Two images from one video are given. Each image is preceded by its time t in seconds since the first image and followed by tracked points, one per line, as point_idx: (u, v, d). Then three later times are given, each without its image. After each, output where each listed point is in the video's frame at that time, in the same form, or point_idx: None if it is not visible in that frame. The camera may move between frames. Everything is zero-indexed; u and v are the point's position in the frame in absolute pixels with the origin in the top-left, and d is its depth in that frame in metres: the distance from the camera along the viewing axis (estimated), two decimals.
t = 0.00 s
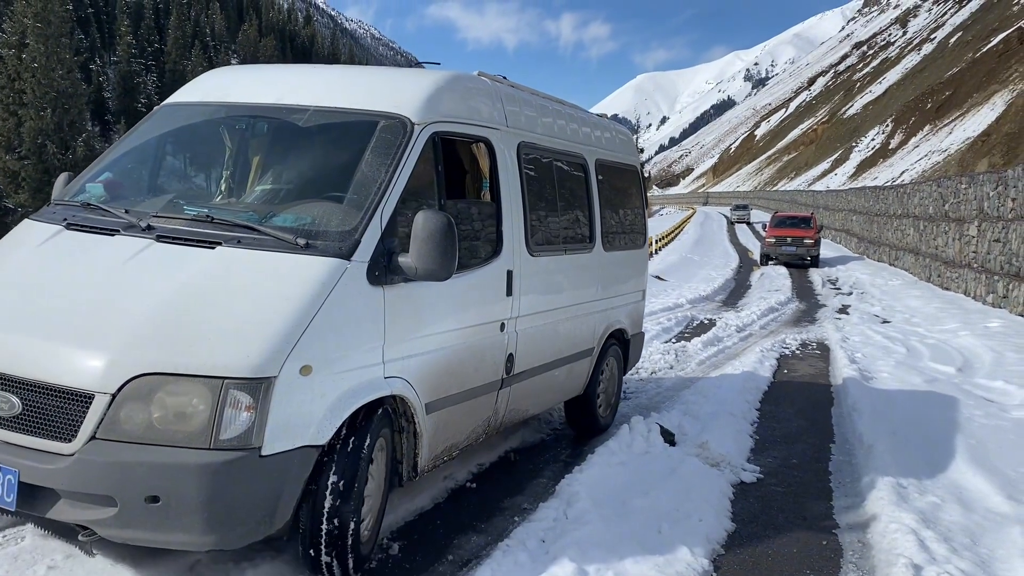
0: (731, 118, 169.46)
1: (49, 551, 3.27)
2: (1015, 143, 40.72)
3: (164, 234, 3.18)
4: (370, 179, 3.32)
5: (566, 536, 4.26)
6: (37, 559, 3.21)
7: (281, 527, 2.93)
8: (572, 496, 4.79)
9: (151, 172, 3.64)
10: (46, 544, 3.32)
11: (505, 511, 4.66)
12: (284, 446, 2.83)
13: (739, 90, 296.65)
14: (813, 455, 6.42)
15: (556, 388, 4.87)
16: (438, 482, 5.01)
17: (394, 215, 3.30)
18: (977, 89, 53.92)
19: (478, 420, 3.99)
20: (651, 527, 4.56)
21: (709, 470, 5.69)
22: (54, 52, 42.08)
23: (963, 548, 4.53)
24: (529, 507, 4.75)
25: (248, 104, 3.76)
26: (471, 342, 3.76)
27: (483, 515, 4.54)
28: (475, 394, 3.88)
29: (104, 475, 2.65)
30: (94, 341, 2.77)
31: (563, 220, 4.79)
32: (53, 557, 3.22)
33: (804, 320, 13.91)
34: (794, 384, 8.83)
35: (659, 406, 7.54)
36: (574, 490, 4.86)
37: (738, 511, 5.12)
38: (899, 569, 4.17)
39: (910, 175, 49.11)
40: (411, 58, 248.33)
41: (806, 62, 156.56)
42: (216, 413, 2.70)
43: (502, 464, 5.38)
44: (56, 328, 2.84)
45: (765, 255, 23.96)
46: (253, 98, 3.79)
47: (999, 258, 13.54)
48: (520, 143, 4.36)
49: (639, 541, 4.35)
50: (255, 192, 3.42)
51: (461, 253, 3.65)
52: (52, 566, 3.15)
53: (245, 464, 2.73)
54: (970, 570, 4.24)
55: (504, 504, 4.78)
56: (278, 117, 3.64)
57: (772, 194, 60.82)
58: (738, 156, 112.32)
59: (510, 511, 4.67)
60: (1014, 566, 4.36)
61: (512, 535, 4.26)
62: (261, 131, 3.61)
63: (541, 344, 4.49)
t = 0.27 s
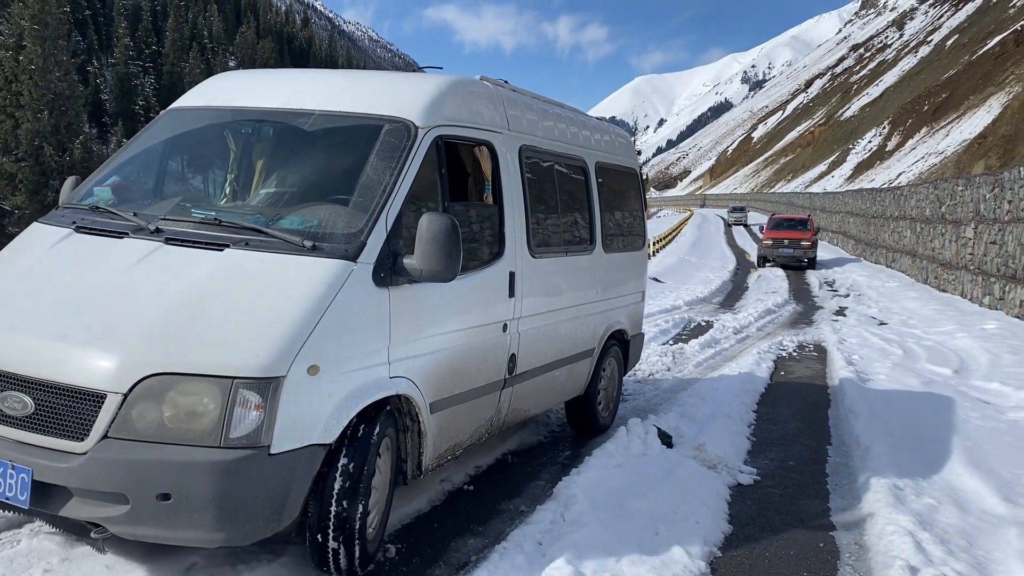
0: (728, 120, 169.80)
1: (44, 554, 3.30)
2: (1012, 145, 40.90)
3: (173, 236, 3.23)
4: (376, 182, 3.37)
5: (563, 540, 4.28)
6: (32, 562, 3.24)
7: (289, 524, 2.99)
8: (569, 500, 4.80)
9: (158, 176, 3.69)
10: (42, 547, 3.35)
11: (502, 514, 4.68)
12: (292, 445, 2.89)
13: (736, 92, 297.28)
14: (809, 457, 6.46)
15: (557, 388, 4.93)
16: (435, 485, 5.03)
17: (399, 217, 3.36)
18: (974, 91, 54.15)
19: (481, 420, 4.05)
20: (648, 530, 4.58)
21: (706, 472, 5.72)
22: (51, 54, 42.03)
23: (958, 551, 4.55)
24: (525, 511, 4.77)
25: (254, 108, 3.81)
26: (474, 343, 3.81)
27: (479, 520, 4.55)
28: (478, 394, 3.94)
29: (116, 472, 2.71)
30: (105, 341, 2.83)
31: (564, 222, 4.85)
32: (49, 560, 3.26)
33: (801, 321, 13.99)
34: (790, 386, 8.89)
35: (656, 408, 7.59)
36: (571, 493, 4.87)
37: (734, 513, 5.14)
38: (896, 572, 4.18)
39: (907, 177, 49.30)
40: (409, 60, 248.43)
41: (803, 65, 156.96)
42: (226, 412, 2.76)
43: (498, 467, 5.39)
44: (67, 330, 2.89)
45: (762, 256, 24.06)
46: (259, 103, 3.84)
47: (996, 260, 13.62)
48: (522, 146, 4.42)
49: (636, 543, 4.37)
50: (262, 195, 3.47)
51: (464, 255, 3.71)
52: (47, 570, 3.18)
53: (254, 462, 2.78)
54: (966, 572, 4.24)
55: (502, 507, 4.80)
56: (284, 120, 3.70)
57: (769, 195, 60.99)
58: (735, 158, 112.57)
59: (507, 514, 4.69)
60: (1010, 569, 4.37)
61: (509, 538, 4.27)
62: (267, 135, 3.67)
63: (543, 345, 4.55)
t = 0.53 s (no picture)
0: (725, 123, 170.18)
1: (41, 556, 3.29)
2: (1007, 148, 41.10)
3: (180, 239, 3.27)
4: (380, 186, 3.42)
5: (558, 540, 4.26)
6: (29, 565, 3.23)
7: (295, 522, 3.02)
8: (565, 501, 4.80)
9: (164, 179, 3.73)
10: (39, 549, 3.35)
11: (501, 513, 4.71)
12: (298, 446, 2.93)
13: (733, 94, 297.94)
14: (806, 458, 6.48)
15: (558, 389, 4.98)
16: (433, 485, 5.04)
17: (402, 221, 3.41)
18: (969, 94, 54.41)
19: (483, 420, 4.10)
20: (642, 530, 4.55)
21: (703, 473, 5.72)
22: (47, 56, 41.90)
23: (954, 552, 4.57)
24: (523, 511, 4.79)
25: (260, 112, 3.86)
26: (476, 344, 3.86)
27: (476, 522, 4.54)
28: (481, 394, 3.99)
29: (126, 471, 2.75)
30: (115, 343, 2.87)
31: (564, 225, 4.90)
32: (46, 562, 3.26)
33: (797, 323, 14.06)
34: (787, 388, 8.95)
35: (653, 410, 7.62)
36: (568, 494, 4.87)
37: (731, 514, 5.14)
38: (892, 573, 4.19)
39: (903, 179, 49.48)
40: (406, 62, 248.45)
41: (799, 67, 157.47)
42: (234, 412, 2.80)
43: (496, 466, 5.35)
44: (76, 331, 2.93)
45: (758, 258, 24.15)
46: (264, 106, 3.88)
47: (991, 262, 13.71)
48: (523, 150, 4.48)
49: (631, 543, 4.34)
50: (266, 197, 3.51)
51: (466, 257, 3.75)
52: (44, 572, 3.18)
53: (261, 461, 2.82)
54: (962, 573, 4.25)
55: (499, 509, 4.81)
56: (289, 125, 3.74)
57: (766, 197, 61.16)
58: (732, 160, 112.83)
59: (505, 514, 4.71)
60: (1006, 570, 4.39)
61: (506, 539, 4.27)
62: (272, 138, 3.71)
63: (544, 346, 4.61)
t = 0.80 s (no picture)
0: (720, 125, 170.60)
1: (40, 559, 3.24)
2: (1001, 150, 41.33)
3: (188, 241, 3.32)
4: (386, 189, 3.47)
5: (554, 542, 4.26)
6: (27, 567, 3.18)
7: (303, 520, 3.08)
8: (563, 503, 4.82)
9: (170, 182, 3.78)
10: (37, 551, 3.30)
11: (501, 513, 4.77)
12: (306, 444, 2.98)
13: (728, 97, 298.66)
14: (804, 460, 6.51)
15: (558, 390, 5.03)
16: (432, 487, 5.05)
17: (407, 224, 3.46)
18: (964, 97, 54.69)
19: (485, 420, 4.15)
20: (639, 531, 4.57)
21: (701, 475, 5.74)
22: (44, 58, 41.76)
23: (952, 554, 4.59)
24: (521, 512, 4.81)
25: (266, 116, 3.91)
26: (479, 345, 3.92)
27: (474, 523, 4.55)
28: (483, 395, 4.04)
29: (137, 469, 2.80)
30: (126, 343, 2.92)
31: (565, 227, 4.96)
32: (45, 564, 3.21)
33: (793, 326, 14.14)
34: (784, 390, 9.01)
35: (651, 413, 7.65)
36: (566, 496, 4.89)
37: (729, 516, 5.15)
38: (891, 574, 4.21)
39: (898, 182, 49.69)
40: (402, 64, 248.53)
41: (795, 70, 157.99)
42: (243, 411, 2.85)
43: (496, 468, 5.38)
44: (86, 332, 2.98)
45: (754, 260, 24.26)
46: (270, 110, 3.94)
47: (987, 265, 13.80)
48: (525, 154, 4.54)
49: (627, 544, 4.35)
50: (272, 200, 3.56)
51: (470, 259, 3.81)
52: (44, 574, 3.14)
53: (270, 459, 2.87)
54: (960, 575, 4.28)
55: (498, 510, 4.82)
56: (295, 129, 3.79)
57: (762, 199, 61.36)
58: (728, 163, 113.10)
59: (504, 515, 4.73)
60: (1004, 571, 4.41)
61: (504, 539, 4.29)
62: (278, 142, 3.77)
63: (545, 347, 4.66)
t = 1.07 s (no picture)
0: (717, 127, 170.98)
1: (31, 562, 3.27)
2: (997, 153, 41.51)
3: (194, 243, 3.37)
4: (389, 192, 3.52)
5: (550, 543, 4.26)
6: (19, 570, 3.22)
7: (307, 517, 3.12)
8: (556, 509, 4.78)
9: (175, 184, 3.83)
10: (29, 554, 3.32)
11: (501, 513, 4.81)
12: (311, 443, 3.03)
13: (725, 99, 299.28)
14: (800, 462, 6.53)
15: (559, 390, 5.08)
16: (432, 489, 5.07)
17: (410, 225, 3.51)
18: (960, 100, 54.93)
19: (486, 420, 4.20)
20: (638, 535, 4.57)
21: (696, 478, 5.74)
22: (40, 59, 41.90)
23: (948, 556, 4.59)
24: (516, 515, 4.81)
25: (270, 119, 3.96)
26: (480, 345, 3.97)
27: (469, 525, 4.55)
28: (485, 395, 4.10)
29: (145, 467, 2.85)
30: (133, 344, 2.96)
31: (565, 229, 5.02)
32: (36, 568, 3.23)
33: (790, 328, 14.22)
34: (781, 392, 9.07)
35: (648, 415, 7.69)
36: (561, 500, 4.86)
37: (725, 518, 5.15)
38: None
39: (895, 184, 49.85)
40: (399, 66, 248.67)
41: (791, 73, 158.40)
42: (249, 411, 2.90)
43: (497, 469, 5.42)
44: (94, 332, 3.02)
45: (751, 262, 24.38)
46: (274, 113, 3.99)
47: (983, 267, 13.88)
48: (526, 156, 4.59)
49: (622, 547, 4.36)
50: (276, 202, 3.61)
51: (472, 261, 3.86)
52: None
53: (275, 458, 2.92)
54: None
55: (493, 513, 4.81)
56: (298, 132, 3.84)
57: (758, 202, 61.55)
58: (724, 165, 113.37)
59: (499, 519, 4.71)
60: (1000, 574, 4.41)
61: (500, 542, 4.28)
62: (281, 144, 3.81)
63: (545, 348, 4.72)
